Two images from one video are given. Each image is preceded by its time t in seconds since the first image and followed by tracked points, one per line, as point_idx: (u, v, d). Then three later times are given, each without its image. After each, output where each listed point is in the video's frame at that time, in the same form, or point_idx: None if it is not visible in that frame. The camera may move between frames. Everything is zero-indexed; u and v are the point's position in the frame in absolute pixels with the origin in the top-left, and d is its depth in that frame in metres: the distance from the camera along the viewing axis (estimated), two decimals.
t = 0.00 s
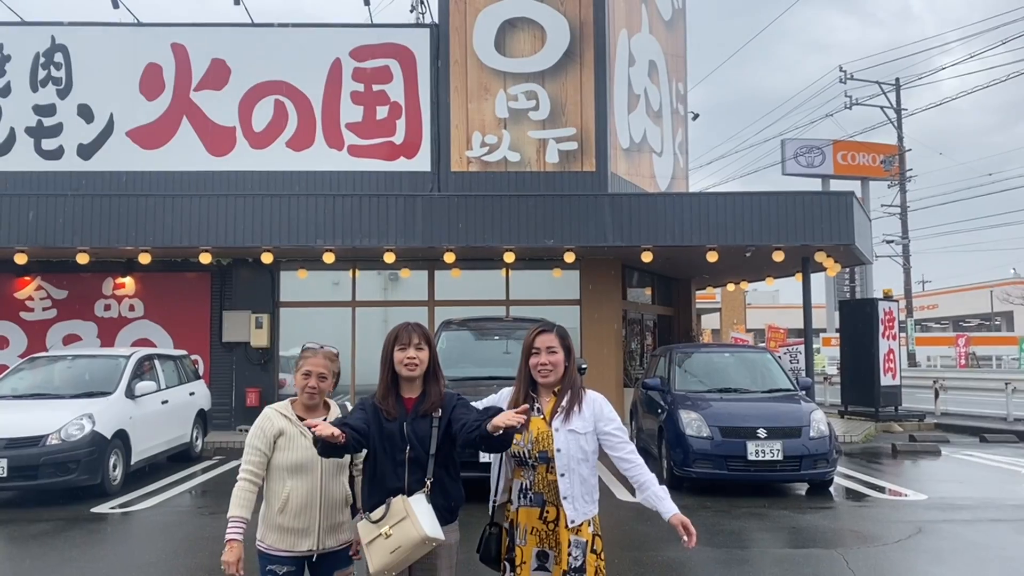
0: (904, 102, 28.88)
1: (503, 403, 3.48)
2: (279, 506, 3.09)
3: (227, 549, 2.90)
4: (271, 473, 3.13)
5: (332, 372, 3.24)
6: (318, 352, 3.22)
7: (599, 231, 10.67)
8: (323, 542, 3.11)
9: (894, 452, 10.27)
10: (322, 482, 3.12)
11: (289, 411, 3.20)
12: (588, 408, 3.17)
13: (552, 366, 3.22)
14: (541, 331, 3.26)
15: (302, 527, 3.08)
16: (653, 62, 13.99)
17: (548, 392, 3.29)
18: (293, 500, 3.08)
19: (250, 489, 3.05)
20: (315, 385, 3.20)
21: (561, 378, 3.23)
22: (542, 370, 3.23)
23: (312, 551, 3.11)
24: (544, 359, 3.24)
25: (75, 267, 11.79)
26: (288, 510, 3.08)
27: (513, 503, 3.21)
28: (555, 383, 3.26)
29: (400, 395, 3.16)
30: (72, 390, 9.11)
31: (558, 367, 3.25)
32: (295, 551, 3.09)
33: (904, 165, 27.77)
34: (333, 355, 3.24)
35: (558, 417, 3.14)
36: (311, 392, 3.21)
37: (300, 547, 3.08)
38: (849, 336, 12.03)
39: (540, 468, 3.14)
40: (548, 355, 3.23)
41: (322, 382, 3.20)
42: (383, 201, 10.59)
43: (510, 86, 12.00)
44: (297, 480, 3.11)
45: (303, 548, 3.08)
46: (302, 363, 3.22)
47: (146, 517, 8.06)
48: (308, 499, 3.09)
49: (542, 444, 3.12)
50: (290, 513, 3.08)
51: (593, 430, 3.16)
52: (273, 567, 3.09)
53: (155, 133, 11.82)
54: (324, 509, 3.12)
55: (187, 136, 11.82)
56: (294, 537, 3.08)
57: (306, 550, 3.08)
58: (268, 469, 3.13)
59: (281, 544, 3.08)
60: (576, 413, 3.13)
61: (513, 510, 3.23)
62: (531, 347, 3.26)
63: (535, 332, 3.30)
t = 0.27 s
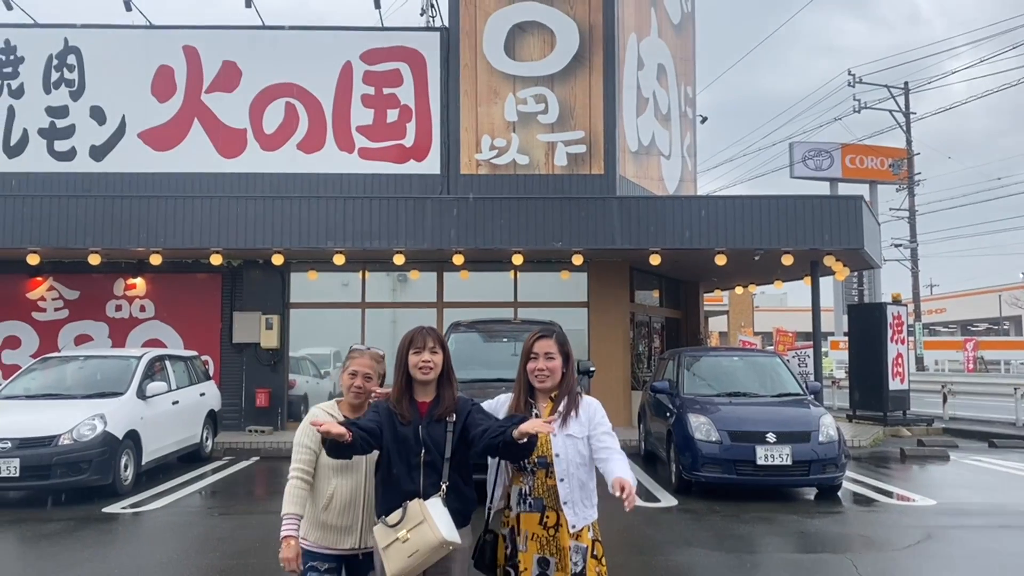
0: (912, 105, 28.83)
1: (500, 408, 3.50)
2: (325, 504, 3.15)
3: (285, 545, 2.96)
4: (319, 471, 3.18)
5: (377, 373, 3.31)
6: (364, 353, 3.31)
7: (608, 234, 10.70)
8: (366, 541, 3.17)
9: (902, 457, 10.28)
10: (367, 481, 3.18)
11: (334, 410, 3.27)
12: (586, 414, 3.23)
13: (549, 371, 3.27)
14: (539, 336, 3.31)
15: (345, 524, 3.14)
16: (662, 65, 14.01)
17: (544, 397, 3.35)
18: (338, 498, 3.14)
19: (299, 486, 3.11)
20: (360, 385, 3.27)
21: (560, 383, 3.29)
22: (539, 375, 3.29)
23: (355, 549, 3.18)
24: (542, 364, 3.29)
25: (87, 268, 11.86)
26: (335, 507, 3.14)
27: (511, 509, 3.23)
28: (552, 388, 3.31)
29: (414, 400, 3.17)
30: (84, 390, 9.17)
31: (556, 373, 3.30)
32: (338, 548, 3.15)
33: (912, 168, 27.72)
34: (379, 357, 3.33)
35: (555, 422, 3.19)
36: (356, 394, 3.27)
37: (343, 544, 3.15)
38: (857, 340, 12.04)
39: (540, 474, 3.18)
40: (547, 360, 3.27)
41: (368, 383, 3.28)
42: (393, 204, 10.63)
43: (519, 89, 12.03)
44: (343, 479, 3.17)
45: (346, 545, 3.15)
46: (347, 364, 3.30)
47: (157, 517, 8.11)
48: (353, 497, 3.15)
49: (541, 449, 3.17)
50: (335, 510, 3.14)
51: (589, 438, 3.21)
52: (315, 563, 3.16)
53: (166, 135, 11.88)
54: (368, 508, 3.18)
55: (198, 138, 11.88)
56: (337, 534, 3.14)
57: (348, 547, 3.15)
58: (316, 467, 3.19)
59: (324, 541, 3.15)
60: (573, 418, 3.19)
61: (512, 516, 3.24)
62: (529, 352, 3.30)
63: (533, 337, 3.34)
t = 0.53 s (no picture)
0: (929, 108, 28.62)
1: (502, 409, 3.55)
2: (352, 505, 3.13)
3: (309, 544, 2.94)
4: (347, 472, 3.17)
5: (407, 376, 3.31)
6: (394, 356, 3.33)
7: (623, 238, 10.65)
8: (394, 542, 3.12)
9: (920, 463, 10.19)
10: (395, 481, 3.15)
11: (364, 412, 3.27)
12: (579, 418, 3.28)
13: (544, 374, 3.28)
14: (535, 339, 3.31)
15: (373, 525, 3.10)
16: (678, 68, 13.96)
17: (537, 401, 3.32)
18: (366, 498, 3.11)
19: (327, 484, 3.11)
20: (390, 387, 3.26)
21: (553, 386, 3.30)
22: (535, 378, 3.28)
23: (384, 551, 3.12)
24: (537, 367, 3.29)
25: (103, 270, 11.92)
26: (361, 508, 3.11)
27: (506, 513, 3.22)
28: (546, 392, 3.31)
29: (432, 403, 3.09)
30: (101, 392, 9.21)
31: (550, 376, 3.31)
32: (367, 550, 3.10)
33: (928, 171, 27.52)
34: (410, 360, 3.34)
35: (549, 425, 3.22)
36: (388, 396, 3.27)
37: (371, 545, 3.09)
38: (874, 345, 11.94)
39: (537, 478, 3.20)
40: (543, 362, 3.28)
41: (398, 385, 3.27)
42: (407, 207, 10.62)
43: (535, 92, 12.01)
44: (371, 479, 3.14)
45: (374, 547, 3.09)
46: (378, 366, 3.31)
47: (173, 519, 8.13)
48: (381, 497, 3.12)
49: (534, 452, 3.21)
50: (364, 511, 3.11)
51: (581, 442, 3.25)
52: (348, 568, 3.10)
53: (183, 137, 11.93)
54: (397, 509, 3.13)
55: (215, 141, 11.92)
56: (366, 535, 3.10)
57: (377, 549, 3.09)
58: (345, 468, 3.18)
59: (353, 543, 3.10)
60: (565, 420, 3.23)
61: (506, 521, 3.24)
62: (525, 354, 3.29)
63: (529, 339, 3.34)
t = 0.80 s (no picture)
0: (949, 112, 28.40)
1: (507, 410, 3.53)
2: (372, 507, 3.16)
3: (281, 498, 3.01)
4: (368, 475, 3.22)
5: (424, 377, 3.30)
6: (411, 357, 3.30)
7: (640, 242, 10.62)
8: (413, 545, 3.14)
9: (940, 472, 10.08)
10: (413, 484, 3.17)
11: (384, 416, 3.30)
12: (579, 421, 3.27)
13: (548, 381, 3.20)
14: (540, 345, 3.24)
15: (391, 527, 3.13)
16: (696, 72, 13.92)
17: (537, 406, 3.25)
18: (384, 499, 3.14)
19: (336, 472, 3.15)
20: (407, 390, 3.25)
21: (553, 393, 3.22)
22: (536, 383, 3.20)
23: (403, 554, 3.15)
24: (540, 373, 3.21)
25: (123, 273, 12.01)
26: (381, 510, 3.14)
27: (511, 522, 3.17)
28: (545, 398, 3.23)
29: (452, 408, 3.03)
30: (121, 395, 9.27)
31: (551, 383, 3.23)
32: (384, 553, 3.13)
33: (948, 176, 27.29)
34: (426, 363, 3.32)
35: (550, 429, 3.18)
36: (403, 398, 3.24)
37: (389, 548, 3.12)
38: (893, 351, 11.84)
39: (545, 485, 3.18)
40: (546, 369, 3.20)
41: (415, 387, 3.25)
42: (425, 211, 10.64)
43: (552, 96, 12.00)
44: (390, 482, 3.17)
45: (394, 549, 3.12)
46: (394, 368, 3.29)
47: (192, 522, 8.17)
48: (399, 499, 3.15)
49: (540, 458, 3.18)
50: (382, 512, 3.14)
51: (581, 447, 3.24)
52: (367, 569, 3.13)
53: (202, 142, 12.01)
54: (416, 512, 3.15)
55: (234, 145, 12.00)
56: (384, 538, 3.12)
57: (394, 551, 3.12)
58: (365, 471, 3.23)
59: (372, 545, 3.14)
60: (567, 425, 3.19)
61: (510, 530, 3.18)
62: (530, 358, 3.22)
63: (534, 346, 3.28)
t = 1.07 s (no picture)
0: (969, 115, 28.15)
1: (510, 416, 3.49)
2: (389, 503, 3.18)
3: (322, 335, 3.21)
4: (386, 470, 3.24)
5: (437, 379, 3.31)
6: (423, 361, 3.29)
7: (658, 247, 10.60)
8: (428, 543, 3.14)
9: (961, 478, 9.99)
10: (430, 482, 3.17)
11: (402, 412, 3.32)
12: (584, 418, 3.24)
13: (548, 387, 3.17)
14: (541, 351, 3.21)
15: (407, 524, 3.14)
16: (714, 76, 13.89)
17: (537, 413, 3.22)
18: (401, 495, 3.15)
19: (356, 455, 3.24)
20: (421, 392, 3.28)
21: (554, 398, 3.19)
22: (536, 389, 3.18)
23: (419, 551, 3.15)
24: (540, 379, 3.19)
25: (144, 277, 12.13)
26: (397, 505, 3.15)
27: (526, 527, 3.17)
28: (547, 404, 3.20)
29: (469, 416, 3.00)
30: (142, 397, 9.36)
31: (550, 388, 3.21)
32: (400, 549, 3.14)
33: (968, 180, 27.05)
34: (438, 364, 3.31)
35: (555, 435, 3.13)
36: (416, 399, 3.29)
37: (404, 545, 3.13)
38: (913, 357, 11.74)
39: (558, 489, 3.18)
40: (546, 375, 3.17)
41: (427, 389, 3.29)
42: (443, 215, 10.68)
43: (569, 101, 12.02)
44: (407, 478, 3.18)
45: (409, 546, 3.12)
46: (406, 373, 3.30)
47: (211, 524, 8.22)
48: (415, 496, 3.15)
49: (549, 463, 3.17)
50: (398, 508, 3.15)
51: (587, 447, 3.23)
52: (383, 564, 3.16)
53: (222, 147, 12.12)
54: (432, 510, 3.16)
55: (253, 150, 12.09)
56: (398, 534, 3.14)
57: (409, 548, 3.13)
58: (384, 466, 3.25)
59: (388, 540, 3.15)
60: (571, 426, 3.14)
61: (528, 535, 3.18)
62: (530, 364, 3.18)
63: (534, 350, 3.23)
